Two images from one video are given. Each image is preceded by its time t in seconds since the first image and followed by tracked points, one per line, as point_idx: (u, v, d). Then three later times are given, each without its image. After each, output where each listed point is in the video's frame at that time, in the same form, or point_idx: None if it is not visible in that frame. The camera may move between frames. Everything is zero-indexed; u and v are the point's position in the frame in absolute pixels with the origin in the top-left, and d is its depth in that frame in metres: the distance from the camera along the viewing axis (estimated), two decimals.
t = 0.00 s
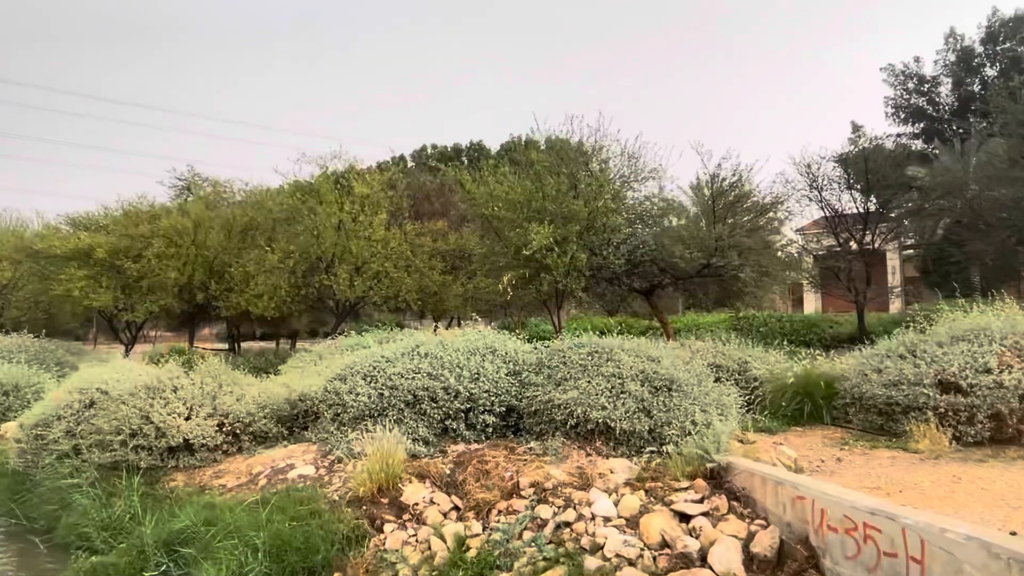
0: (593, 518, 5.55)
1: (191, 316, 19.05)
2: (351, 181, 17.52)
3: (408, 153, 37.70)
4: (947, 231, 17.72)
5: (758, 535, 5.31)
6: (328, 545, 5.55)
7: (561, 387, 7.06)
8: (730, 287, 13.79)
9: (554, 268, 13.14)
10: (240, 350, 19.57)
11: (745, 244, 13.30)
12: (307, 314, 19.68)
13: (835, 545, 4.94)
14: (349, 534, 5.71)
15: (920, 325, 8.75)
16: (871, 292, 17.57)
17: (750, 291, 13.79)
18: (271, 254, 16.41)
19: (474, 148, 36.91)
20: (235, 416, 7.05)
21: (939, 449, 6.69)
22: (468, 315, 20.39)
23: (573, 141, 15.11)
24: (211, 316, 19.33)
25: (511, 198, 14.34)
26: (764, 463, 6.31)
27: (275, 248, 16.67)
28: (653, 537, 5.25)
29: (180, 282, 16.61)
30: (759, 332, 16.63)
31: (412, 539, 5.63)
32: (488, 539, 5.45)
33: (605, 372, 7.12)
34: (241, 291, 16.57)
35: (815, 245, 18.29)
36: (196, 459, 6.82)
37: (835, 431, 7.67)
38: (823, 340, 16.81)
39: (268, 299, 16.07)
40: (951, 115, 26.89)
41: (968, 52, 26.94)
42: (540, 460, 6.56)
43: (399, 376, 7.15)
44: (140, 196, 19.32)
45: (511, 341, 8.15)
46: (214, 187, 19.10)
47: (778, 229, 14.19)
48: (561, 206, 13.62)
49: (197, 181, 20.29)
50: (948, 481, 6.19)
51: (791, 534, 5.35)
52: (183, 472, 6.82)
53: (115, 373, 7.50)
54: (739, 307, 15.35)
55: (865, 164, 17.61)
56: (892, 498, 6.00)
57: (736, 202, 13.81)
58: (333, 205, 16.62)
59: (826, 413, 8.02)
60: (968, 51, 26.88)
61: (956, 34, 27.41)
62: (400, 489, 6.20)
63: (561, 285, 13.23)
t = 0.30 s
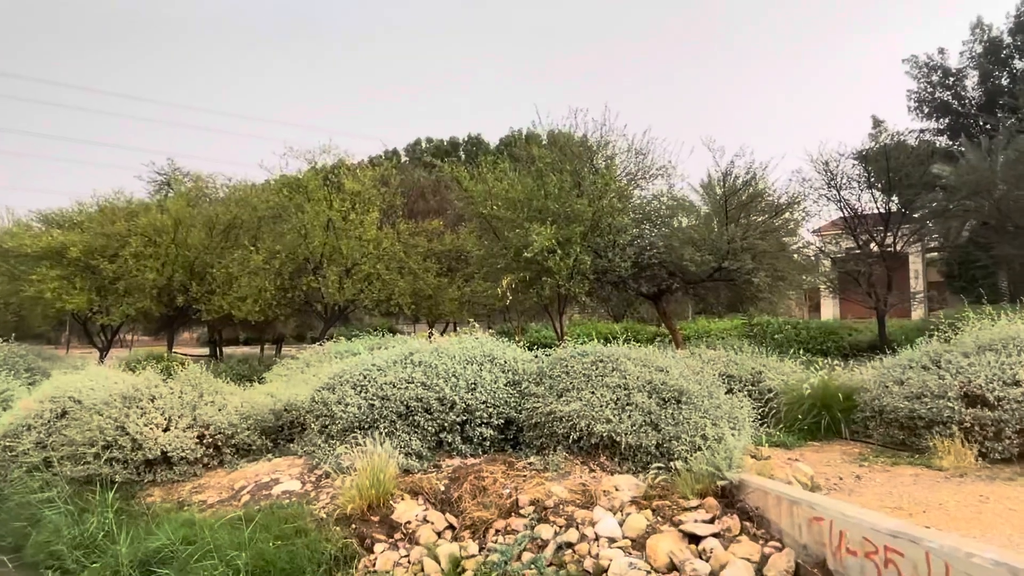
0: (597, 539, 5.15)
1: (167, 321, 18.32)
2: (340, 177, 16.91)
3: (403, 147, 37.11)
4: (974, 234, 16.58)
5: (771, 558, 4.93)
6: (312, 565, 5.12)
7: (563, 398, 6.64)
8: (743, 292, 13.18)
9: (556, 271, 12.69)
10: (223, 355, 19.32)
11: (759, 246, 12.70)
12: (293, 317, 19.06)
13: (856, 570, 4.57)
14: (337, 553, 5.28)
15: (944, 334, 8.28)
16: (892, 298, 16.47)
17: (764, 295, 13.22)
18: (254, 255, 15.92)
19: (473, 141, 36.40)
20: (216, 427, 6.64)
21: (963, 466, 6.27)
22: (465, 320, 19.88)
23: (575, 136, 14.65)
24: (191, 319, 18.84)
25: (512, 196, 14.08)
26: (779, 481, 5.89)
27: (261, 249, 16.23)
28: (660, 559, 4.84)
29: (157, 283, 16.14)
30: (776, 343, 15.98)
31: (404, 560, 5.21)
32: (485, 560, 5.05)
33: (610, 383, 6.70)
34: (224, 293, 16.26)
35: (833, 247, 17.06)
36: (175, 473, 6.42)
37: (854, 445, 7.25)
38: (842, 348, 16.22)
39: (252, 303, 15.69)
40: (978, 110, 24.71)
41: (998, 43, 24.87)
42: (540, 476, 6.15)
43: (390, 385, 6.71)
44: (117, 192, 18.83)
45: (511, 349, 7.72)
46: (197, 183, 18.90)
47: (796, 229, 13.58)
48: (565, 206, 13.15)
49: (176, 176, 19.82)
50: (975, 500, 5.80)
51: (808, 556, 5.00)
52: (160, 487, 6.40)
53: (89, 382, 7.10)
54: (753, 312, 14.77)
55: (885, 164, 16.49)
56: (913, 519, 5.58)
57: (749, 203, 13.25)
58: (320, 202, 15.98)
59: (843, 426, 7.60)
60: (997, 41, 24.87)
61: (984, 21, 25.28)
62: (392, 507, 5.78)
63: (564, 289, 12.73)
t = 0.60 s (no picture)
0: (594, 565, 4.69)
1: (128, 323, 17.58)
2: (318, 171, 16.18)
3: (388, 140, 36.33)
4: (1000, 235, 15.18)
5: None
6: None
7: (558, 412, 6.16)
8: (752, 298, 12.68)
9: (551, 275, 12.13)
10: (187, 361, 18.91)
11: (769, 250, 12.24)
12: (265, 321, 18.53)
13: None
14: None
15: (971, 345, 7.81)
16: (912, 304, 15.86)
17: (774, 302, 12.71)
18: (226, 254, 15.32)
19: (463, 133, 35.78)
20: (182, 441, 6.17)
21: (988, 487, 5.81)
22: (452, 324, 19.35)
23: (572, 129, 14.12)
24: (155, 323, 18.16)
25: (504, 194, 13.42)
26: (792, 503, 5.42)
27: (232, 249, 15.53)
28: None
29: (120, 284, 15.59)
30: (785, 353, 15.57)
31: None
32: None
33: (609, 396, 6.20)
34: (191, 296, 15.77)
35: (849, 249, 16.56)
36: (137, 491, 5.94)
37: (871, 464, 6.81)
38: (856, 360, 15.84)
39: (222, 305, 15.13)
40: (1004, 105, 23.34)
41: None
42: (533, 496, 5.68)
43: (372, 396, 6.22)
44: (78, 184, 18.28)
45: (503, 358, 7.23)
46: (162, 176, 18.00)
47: (808, 232, 13.12)
48: (561, 204, 12.57)
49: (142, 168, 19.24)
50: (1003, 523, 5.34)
51: None
52: (121, 506, 5.91)
53: (45, 392, 6.63)
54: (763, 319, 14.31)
55: (904, 160, 16.06)
56: (932, 544, 5.03)
57: (760, 201, 12.80)
58: (294, 197, 15.25)
59: (860, 443, 7.18)
60: None
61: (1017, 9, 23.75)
62: (371, 529, 5.28)
63: (560, 294, 12.19)
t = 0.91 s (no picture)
0: None
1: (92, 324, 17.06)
2: (294, 169, 15.90)
3: (367, 136, 35.88)
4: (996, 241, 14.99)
5: None
6: None
7: (540, 422, 5.94)
8: (744, 303, 12.51)
9: (535, 278, 11.89)
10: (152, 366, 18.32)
11: (761, 255, 12.03)
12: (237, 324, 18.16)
13: None
14: None
15: (967, 355, 7.63)
16: (907, 311, 15.81)
17: (764, 307, 12.55)
18: (196, 254, 14.99)
19: (445, 131, 35.54)
20: (147, 451, 5.91)
21: (982, 501, 5.65)
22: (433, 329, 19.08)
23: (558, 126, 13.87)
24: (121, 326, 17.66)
25: (487, 194, 13.19)
26: (783, 518, 5.21)
27: (204, 248, 15.25)
28: None
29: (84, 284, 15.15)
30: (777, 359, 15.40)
31: None
32: None
33: (594, 406, 5.97)
34: (159, 297, 15.34)
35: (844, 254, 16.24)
36: (100, 503, 5.68)
37: (863, 477, 6.62)
38: (848, 367, 15.68)
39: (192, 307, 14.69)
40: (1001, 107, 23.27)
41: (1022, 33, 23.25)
42: (513, 509, 5.46)
43: (347, 405, 5.98)
44: (40, 180, 17.91)
45: (484, 366, 7.00)
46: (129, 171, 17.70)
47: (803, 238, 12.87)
48: (545, 205, 12.35)
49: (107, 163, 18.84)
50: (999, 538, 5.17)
51: None
52: (82, 519, 5.64)
53: (4, 399, 6.35)
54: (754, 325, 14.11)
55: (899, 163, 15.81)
56: (923, 560, 4.79)
57: (751, 205, 12.54)
58: (271, 197, 15.00)
59: (851, 455, 6.98)
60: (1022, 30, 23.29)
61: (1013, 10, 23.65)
62: (345, 543, 5.01)
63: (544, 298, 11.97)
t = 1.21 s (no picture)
0: None
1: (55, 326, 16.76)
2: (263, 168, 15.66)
3: (340, 135, 35.64)
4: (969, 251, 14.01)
5: None
6: None
7: (512, 428, 5.87)
8: (719, 308, 12.54)
9: (509, 282, 11.80)
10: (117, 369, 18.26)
11: (736, 261, 12.05)
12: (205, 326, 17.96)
13: None
14: None
15: (936, 363, 7.68)
16: (880, 317, 16.14)
17: (739, 313, 12.60)
18: (162, 254, 14.75)
19: (420, 131, 35.42)
20: (107, 456, 5.76)
21: (953, 508, 5.66)
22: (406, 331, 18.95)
23: (534, 127, 13.78)
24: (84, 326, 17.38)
25: (460, 196, 13.04)
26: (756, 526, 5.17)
27: (170, 248, 14.98)
28: None
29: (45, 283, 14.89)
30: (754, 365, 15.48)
31: None
32: None
33: (566, 412, 5.91)
34: (122, 297, 15.04)
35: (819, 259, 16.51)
36: (57, 510, 5.52)
37: (835, 485, 6.62)
38: (823, 372, 15.84)
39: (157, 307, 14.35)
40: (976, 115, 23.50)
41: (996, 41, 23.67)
42: (484, 516, 5.37)
43: (314, 411, 5.86)
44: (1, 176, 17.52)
45: (456, 371, 6.90)
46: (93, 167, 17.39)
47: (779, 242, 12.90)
48: (519, 208, 12.27)
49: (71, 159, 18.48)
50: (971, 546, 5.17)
51: None
52: (38, 527, 5.47)
53: None
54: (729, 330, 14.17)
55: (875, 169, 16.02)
56: (894, 568, 4.77)
57: (726, 209, 12.65)
58: (240, 195, 14.76)
59: (824, 462, 6.98)
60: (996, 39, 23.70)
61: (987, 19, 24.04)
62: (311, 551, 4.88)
63: (518, 302, 11.91)
